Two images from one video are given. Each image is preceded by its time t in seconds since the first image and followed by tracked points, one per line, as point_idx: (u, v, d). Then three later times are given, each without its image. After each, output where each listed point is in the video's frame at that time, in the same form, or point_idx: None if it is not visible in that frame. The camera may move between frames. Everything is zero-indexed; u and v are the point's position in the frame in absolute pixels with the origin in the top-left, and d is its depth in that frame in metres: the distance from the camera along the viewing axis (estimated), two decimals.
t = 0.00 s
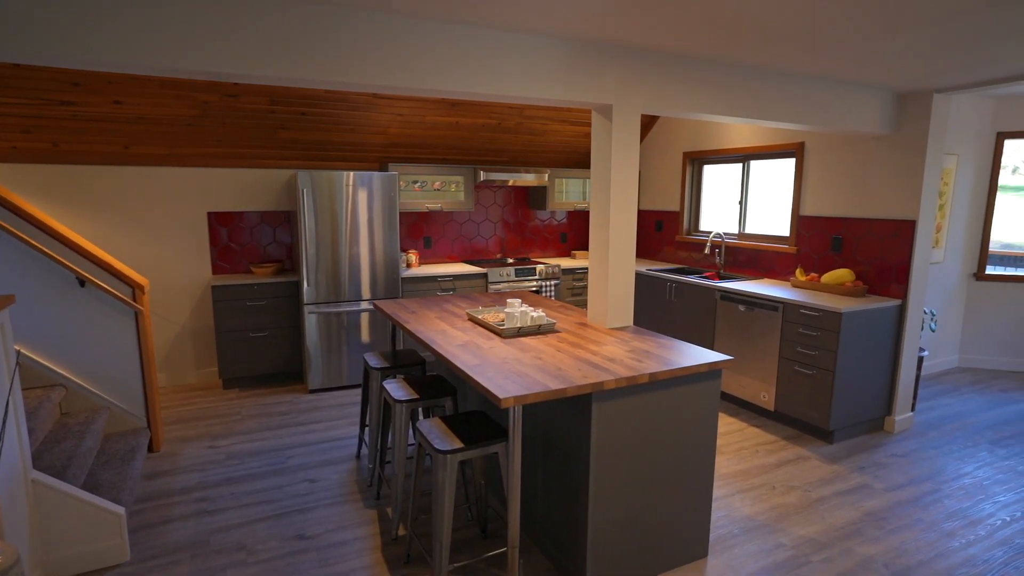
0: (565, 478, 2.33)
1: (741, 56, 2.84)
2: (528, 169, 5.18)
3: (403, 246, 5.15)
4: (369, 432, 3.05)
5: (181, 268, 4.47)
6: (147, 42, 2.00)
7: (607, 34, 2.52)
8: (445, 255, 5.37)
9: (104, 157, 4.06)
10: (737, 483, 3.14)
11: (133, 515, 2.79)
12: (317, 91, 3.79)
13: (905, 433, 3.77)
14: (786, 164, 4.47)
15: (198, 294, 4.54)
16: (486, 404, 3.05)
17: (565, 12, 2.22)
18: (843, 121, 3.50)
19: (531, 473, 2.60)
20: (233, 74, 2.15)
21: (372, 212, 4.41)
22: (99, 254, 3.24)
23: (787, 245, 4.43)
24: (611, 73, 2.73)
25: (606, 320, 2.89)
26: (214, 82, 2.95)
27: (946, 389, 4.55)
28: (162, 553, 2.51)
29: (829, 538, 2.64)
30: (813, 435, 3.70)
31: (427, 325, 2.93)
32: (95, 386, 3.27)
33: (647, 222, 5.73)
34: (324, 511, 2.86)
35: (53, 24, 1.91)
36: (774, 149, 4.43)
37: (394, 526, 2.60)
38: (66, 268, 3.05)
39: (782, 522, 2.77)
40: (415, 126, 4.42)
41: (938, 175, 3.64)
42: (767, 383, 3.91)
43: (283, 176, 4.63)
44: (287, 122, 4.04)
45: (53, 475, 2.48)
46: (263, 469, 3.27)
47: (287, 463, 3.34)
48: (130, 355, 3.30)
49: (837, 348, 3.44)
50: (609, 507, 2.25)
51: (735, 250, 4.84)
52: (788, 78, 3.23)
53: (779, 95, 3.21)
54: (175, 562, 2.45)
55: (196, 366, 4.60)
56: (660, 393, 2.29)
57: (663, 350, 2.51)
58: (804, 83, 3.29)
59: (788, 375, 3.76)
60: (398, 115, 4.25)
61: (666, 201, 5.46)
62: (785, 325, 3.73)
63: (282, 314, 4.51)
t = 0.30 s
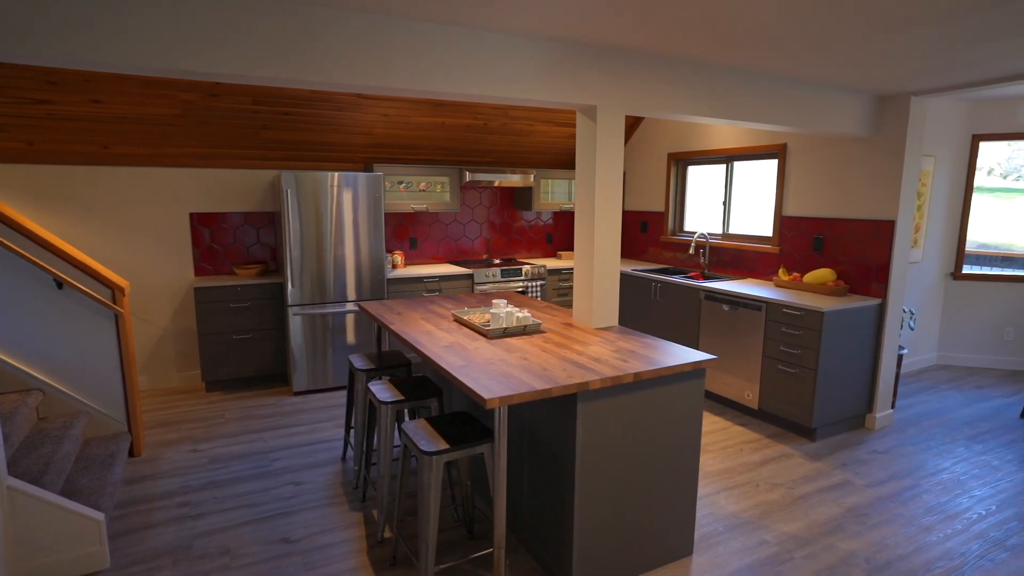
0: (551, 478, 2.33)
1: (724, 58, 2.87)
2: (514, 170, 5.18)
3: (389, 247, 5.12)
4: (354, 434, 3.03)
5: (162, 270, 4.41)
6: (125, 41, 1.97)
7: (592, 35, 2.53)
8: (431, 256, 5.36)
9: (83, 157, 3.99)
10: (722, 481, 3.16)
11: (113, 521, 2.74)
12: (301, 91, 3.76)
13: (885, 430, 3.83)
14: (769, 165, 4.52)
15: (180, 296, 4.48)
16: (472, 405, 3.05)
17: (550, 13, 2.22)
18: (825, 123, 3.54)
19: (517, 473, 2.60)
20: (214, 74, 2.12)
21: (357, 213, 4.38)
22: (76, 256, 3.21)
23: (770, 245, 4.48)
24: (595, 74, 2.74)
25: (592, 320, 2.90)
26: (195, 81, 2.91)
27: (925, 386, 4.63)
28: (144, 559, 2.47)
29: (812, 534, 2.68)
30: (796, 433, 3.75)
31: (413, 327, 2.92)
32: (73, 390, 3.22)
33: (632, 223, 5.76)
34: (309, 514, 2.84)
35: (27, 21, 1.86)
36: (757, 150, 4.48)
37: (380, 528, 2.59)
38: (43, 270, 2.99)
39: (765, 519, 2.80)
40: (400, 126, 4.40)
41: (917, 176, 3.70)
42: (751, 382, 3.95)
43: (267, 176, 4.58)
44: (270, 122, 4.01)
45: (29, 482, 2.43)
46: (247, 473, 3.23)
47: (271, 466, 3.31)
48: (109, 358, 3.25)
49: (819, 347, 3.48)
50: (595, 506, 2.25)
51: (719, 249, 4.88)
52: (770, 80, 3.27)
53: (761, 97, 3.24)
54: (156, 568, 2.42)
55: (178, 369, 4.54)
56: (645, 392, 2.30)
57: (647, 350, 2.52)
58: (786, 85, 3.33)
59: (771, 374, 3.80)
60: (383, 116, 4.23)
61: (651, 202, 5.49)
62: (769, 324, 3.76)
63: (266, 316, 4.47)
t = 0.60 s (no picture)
0: (536, 479, 2.34)
1: (706, 59, 2.89)
2: (499, 170, 5.18)
3: (373, 248, 5.10)
4: (339, 436, 3.01)
5: (142, 271, 4.34)
6: (101, 39, 1.93)
7: (575, 36, 2.53)
8: (416, 256, 5.34)
9: (59, 156, 3.92)
10: (706, 480, 3.19)
11: (90, 527, 2.69)
12: (284, 90, 3.72)
13: (865, 427, 3.89)
14: (751, 165, 4.57)
15: (160, 298, 4.42)
16: (457, 406, 3.04)
17: (532, 13, 2.23)
18: (805, 125, 3.59)
19: (502, 474, 2.60)
20: (194, 73, 2.09)
21: (341, 214, 4.35)
22: (52, 257, 3.13)
23: (753, 245, 4.53)
24: (579, 75, 2.75)
25: (577, 320, 2.91)
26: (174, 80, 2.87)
27: (904, 383, 4.71)
28: (122, 566, 2.43)
29: (794, 530, 2.71)
30: (779, 431, 3.79)
31: (397, 328, 2.90)
32: (49, 395, 3.16)
33: (616, 223, 5.79)
34: (292, 517, 2.81)
35: None
36: (739, 152, 4.54)
37: (365, 531, 2.57)
38: (17, 272, 2.94)
39: (748, 516, 2.82)
40: (384, 126, 4.38)
41: (894, 177, 3.76)
42: (734, 381, 3.99)
43: (249, 177, 4.54)
44: (252, 122, 3.96)
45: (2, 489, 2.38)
46: (229, 477, 3.19)
47: (254, 470, 3.27)
48: (86, 361, 3.19)
49: (800, 345, 3.53)
50: (579, 506, 2.26)
51: (703, 249, 4.93)
52: (752, 82, 3.30)
53: (743, 99, 3.27)
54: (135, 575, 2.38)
55: (158, 372, 4.47)
56: (629, 392, 2.31)
57: (631, 349, 2.54)
58: (767, 88, 3.37)
59: (754, 373, 3.84)
60: (367, 116, 4.20)
61: (635, 203, 5.53)
62: (751, 324, 3.80)
63: (249, 318, 4.43)
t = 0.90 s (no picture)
0: (521, 479, 2.34)
1: (687, 61, 2.92)
2: (483, 171, 5.18)
3: (357, 249, 5.06)
4: (322, 439, 2.98)
5: (120, 273, 4.27)
6: (76, 37, 1.90)
7: (558, 37, 2.54)
8: (400, 257, 5.32)
9: (34, 156, 3.84)
10: (689, 478, 3.21)
11: (67, 535, 2.64)
12: (265, 90, 3.68)
13: (845, 424, 3.95)
14: (733, 166, 4.62)
15: (139, 300, 4.34)
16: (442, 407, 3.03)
17: (515, 14, 2.23)
18: (785, 126, 3.63)
19: (487, 475, 2.60)
20: (172, 71, 2.06)
21: (324, 215, 4.32)
22: (26, 258, 3.06)
23: (735, 245, 4.58)
24: (561, 75, 2.75)
25: (561, 321, 2.91)
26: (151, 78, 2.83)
27: (883, 381, 4.79)
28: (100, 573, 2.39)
29: (776, 527, 2.74)
30: (761, 429, 3.83)
31: (381, 329, 2.89)
32: (24, 399, 3.09)
33: (601, 224, 5.82)
34: (275, 521, 2.79)
35: None
36: (720, 152, 4.58)
37: (349, 534, 2.55)
38: None
39: (732, 514, 2.85)
40: (367, 127, 4.35)
41: (872, 179, 3.83)
42: (717, 380, 4.02)
43: (230, 177, 4.48)
44: (233, 122, 3.91)
45: None
46: (211, 481, 3.15)
47: (236, 474, 3.23)
48: (62, 365, 3.13)
49: (782, 344, 3.57)
50: (564, 507, 2.26)
51: (686, 250, 4.97)
52: (733, 83, 3.34)
53: (724, 101, 3.31)
54: None
55: (137, 376, 4.40)
56: (613, 392, 2.33)
57: (615, 349, 2.55)
58: (748, 89, 3.41)
59: (737, 372, 3.88)
60: (350, 116, 4.18)
61: (619, 203, 5.56)
62: (734, 323, 3.84)
63: (231, 320, 4.37)
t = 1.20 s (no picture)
0: (506, 480, 2.33)
1: (670, 62, 2.94)
2: (468, 172, 5.18)
3: (341, 250, 5.03)
4: (306, 441, 2.95)
5: (98, 275, 4.19)
6: (50, 34, 1.86)
7: (541, 38, 2.54)
8: (385, 259, 5.29)
9: (8, 156, 3.76)
10: (674, 477, 3.23)
11: (43, 542, 2.59)
12: (247, 90, 3.64)
13: (826, 422, 4.00)
14: (716, 168, 4.66)
15: (118, 303, 4.27)
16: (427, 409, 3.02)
17: (497, 14, 2.23)
18: (767, 128, 3.68)
19: (472, 476, 2.59)
20: (150, 70, 2.03)
21: (308, 216, 4.28)
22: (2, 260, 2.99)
23: (718, 246, 4.62)
24: (545, 76, 2.76)
25: (545, 321, 2.92)
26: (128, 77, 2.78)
27: (863, 379, 4.86)
28: None
29: (760, 525, 2.77)
30: (745, 427, 3.87)
31: (365, 330, 2.87)
32: None
33: (586, 224, 5.84)
34: (258, 526, 2.75)
35: None
36: (703, 153, 4.63)
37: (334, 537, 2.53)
38: None
39: (716, 512, 2.87)
40: (351, 127, 4.32)
41: (852, 180, 3.89)
42: (701, 379, 4.06)
43: (212, 178, 4.43)
44: (214, 122, 3.86)
45: None
46: (192, 486, 3.11)
47: (218, 478, 3.19)
48: (37, 369, 3.07)
49: (765, 343, 3.61)
50: (549, 507, 2.27)
51: (670, 250, 5.01)
52: (715, 85, 3.37)
53: (707, 102, 3.34)
54: None
55: (116, 380, 4.32)
56: (597, 392, 2.33)
57: (600, 349, 2.56)
58: (730, 91, 3.44)
59: (720, 371, 3.91)
60: (333, 116, 4.15)
61: (604, 204, 5.58)
62: (717, 323, 3.88)
63: (213, 322, 4.32)
